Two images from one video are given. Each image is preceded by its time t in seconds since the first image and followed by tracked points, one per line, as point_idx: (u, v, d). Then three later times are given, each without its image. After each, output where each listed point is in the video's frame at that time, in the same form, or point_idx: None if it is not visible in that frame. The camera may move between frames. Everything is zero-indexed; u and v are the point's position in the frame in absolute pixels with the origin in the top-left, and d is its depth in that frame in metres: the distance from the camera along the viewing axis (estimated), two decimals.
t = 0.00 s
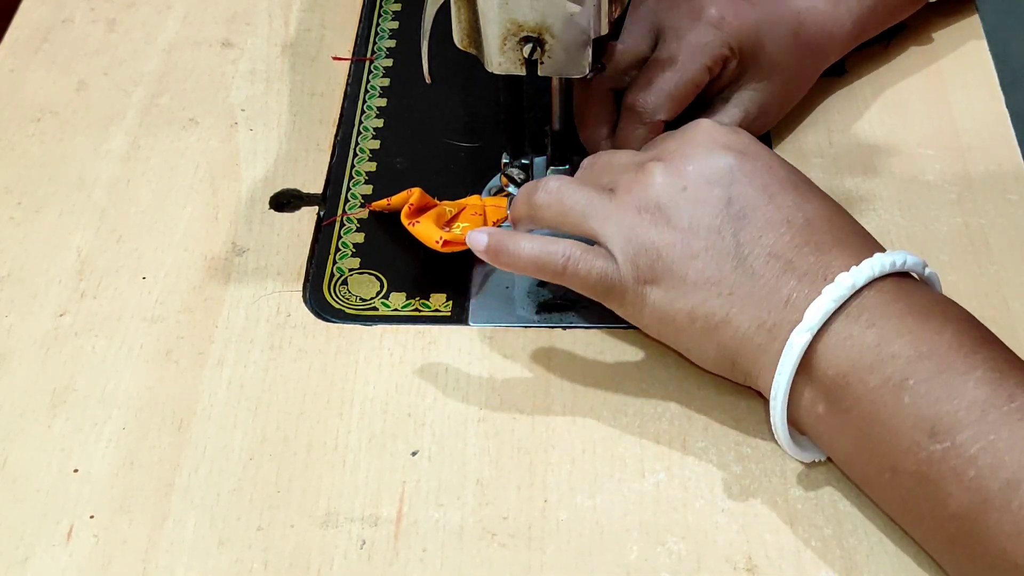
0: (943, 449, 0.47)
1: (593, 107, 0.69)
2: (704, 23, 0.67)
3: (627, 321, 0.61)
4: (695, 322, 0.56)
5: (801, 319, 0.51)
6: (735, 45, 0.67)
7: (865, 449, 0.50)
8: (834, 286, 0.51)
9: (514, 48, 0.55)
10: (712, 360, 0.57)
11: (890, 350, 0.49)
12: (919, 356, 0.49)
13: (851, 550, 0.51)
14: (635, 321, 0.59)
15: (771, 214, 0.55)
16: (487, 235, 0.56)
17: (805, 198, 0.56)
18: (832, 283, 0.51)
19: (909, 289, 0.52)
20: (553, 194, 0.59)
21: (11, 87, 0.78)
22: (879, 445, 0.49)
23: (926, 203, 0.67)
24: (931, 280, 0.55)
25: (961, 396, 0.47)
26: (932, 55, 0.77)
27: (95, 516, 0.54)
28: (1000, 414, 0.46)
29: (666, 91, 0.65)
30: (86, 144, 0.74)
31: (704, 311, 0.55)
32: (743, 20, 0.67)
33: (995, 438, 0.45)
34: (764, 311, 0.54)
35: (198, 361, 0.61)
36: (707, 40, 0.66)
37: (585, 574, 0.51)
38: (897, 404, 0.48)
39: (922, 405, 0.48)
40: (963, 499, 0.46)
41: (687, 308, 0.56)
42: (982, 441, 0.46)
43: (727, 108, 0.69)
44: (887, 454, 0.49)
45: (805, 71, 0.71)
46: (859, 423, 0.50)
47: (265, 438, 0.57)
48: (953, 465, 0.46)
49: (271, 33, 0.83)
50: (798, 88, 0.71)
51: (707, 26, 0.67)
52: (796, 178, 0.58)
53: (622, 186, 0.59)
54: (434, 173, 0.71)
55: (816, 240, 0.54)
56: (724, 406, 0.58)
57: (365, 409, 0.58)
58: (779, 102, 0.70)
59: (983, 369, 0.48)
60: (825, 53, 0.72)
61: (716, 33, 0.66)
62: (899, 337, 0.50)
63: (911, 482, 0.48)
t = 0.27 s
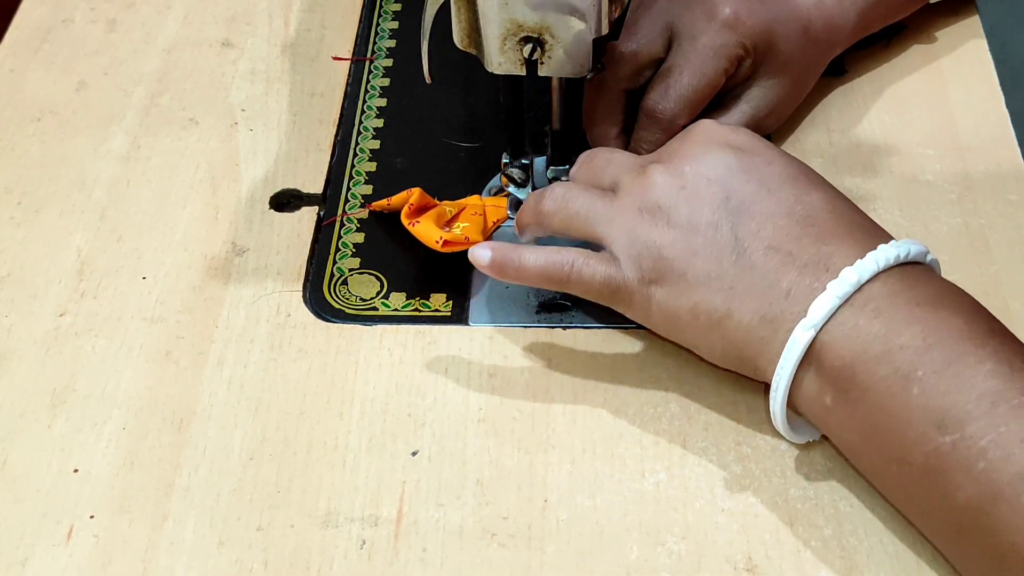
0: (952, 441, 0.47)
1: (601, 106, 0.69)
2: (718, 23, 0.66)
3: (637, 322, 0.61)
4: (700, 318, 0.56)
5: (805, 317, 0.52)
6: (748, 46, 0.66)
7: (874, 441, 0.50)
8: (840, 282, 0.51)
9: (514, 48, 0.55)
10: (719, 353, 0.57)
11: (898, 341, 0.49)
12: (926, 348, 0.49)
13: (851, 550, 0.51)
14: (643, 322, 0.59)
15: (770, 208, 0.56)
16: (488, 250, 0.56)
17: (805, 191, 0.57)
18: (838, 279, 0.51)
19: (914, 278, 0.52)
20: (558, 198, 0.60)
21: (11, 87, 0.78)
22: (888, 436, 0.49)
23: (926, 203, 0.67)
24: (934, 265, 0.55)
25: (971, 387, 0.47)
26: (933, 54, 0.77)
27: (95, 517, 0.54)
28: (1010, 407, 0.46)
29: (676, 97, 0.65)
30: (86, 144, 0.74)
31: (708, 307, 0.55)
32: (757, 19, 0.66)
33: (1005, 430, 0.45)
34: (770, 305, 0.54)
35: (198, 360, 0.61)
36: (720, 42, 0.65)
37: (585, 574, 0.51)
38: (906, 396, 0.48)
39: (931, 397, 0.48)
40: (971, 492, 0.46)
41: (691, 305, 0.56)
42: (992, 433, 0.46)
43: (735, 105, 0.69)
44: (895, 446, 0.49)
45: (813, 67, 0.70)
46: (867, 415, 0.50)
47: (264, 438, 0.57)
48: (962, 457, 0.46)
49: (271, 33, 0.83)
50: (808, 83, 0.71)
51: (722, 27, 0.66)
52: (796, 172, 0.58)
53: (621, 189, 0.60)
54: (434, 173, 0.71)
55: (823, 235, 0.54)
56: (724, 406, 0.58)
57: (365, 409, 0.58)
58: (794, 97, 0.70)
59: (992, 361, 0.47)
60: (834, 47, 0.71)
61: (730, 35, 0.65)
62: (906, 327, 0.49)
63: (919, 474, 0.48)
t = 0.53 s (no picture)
0: (941, 437, 0.47)
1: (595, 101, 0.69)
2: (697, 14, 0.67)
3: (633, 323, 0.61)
4: (695, 321, 0.56)
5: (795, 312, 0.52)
6: (731, 32, 0.67)
7: (867, 438, 0.51)
8: (828, 279, 0.51)
9: (514, 48, 0.55)
10: (716, 353, 0.57)
11: (886, 338, 0.49)
12: (915, 343, 0.49)
13: (851, 550, 0.51)
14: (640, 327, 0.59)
15: (759, 205, 0.56)
16: (481, 261, 0.58)
17: (793, 184, 0.56)
18: (826, 276, 0.51)
19: (902, 269, 0.52)
20: (545, 209, 0.60)
21: (11, 87, 0.78)
22: (880, 433, 0.50)
23: (927, 203, 0.67)
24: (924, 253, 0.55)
25: (960, 382, 0.47)
26: (933, 54, 0.77)
27: (95, 516, 0.54)
28: (999, 400, 0.46)
29: (665, 90, 0.66)
30: (86, 144, 0.74)
31: (703, 309, 0.56)
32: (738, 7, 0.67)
33: (993, 424, 0.45)
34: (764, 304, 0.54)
35: (198, 361, 0.61)
36: (702, 28, 0.66)
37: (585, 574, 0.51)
38: (895, 392, 0.49)
39: (919, 392, 0.48)
40: (962, 487, 0.46)
41: (686, 308, 0.56)
42: (981, 428, 0.46)
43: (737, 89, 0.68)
44: (887, 443, 0.49)
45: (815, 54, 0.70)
46: (859, 412, 0.51)
47: (265, 438, 0.57)
48: (953, 453, 0.46)
49: (271, 33, 0.83)
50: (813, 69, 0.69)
51: (700, 14, 0.67)
52: (783, 165, 0.58)
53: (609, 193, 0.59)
54: (434, 173, 0.71)
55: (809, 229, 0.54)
56: (724, 406, 0.58)
57: (366, 409, 0.58)
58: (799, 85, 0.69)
59: (981, 354, 0.47)
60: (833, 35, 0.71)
61: (710, 20, 0.67)
62: (893, 324, 0.50)
63: (912, 470, 0.48)
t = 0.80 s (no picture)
0: (1006, 410, 0.46)
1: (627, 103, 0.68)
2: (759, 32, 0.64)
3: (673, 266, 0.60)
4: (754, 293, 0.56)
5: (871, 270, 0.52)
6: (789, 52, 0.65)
7: (920, 400, 0.49)
8: (910, 250, 0.52)
9: (514, 48, 0.55)
10: (750, 324, 0.57)
11: (960, 313, 0.50)
12: (985, 334, 0.48)
13: (851, 550, 0.51)
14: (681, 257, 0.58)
15: (836, 190, 0.58)
16: (559, 139, 0.51)
17: (870, 190, 0.59)
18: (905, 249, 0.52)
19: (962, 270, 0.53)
20: (630, 141, 0.60)
21: (11, 87, 0.78)
22: (942, 394, 0.48)
23: (927, 203, 0.67)
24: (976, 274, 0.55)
25: None
26: (932, 54, 0.77)
27: (95, 516, 0.54)
28: None
29: (715, 109, 0.64)
30: (86, 144, 0.74)
31: (761, 249, 0.55)
32: (797, 27, 0.65)
33: None
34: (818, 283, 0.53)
35: (198, 360, 0.61)
36: (762, 54, 0.64)
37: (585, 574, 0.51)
38: (965, 362, 0.48)
39: (988, 366, 0.47)
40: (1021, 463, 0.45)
41: (745, 246, 0.56)
42: None
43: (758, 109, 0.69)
44: (948, 407, 0.48)
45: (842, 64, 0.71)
46: (916, 373, 0.49)
47: (265, 438, 0.57)
48: (1020, 425, 0.45)
49: (271, 33, 0.83)
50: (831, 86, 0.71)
51: (764, 38, 0.64)
52: (848, 166, 0.61)
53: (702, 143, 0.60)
54: (435, 173, 0.71)
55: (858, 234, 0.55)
56: (724, 406, 0.58)
57: (365, 409, 0.58)
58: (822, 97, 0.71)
59: None
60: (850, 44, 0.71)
61: (772, 46, 0.64)
62: (965, 303, 0.50)
63: (970, 441, 0.47)
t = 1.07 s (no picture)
0: (992, 433, 0.45)
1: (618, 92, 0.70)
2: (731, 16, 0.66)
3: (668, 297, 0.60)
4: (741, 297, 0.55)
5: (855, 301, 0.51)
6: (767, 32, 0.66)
7: (907, 428, 0.48)
8: (897, 278, 0.51)
9: (514, 48, 0.55)
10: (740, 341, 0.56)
11: (949, 336, 0.49)
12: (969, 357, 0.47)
13: (851, 550, 0.51)
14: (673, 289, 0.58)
15: (828, 222, 0.58)
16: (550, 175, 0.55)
17: (865, 220, 0.59)
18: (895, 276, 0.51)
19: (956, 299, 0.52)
20: (628, 172, 0.61)
21: (11, 87, 0.78)
22: (925, 421, 0.47)
23: (926, 203, 0.67)
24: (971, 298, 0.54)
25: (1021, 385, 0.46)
26: (932, 54, 0.77)
27: (95, 516, 0.54)
28: None
29: (703, 94, 0.66)
30: (86, 144, 0.74)
31: (748, 283, 0.55)
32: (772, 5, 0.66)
33: None
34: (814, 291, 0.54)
35: (198, 360, 0.61)
36: (738, 35, 0.66)
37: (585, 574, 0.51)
38: (952, 386, 0.47)
39: (976, 390, 0.46)
40: (1006, 486, 0.44)
41: (733, 280, 0.56)
42: None
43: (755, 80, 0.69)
44: (932, 434, 0.47)
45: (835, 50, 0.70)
46: (903, 400, 0.49)
47: (264, 438, 0.57)
48: (1004, 448, 0.44)
49: (271, 33, 0.83)
50: (824, 72, 0.70)
51: (737, 19, 0.66)
52: (843, 196, 0.61)
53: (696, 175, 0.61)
54: (435, 173, 0.71)
55: (854, 261, 0.55)
56: (724, 406, 0.58)
57: (365, 409, 0.58)
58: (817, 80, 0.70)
59: None
60: (851, 14, 0.70)
61: (745, 24, 0.66)
62: (959, 328, 0.49)
63: (954, 466, 0.46)
